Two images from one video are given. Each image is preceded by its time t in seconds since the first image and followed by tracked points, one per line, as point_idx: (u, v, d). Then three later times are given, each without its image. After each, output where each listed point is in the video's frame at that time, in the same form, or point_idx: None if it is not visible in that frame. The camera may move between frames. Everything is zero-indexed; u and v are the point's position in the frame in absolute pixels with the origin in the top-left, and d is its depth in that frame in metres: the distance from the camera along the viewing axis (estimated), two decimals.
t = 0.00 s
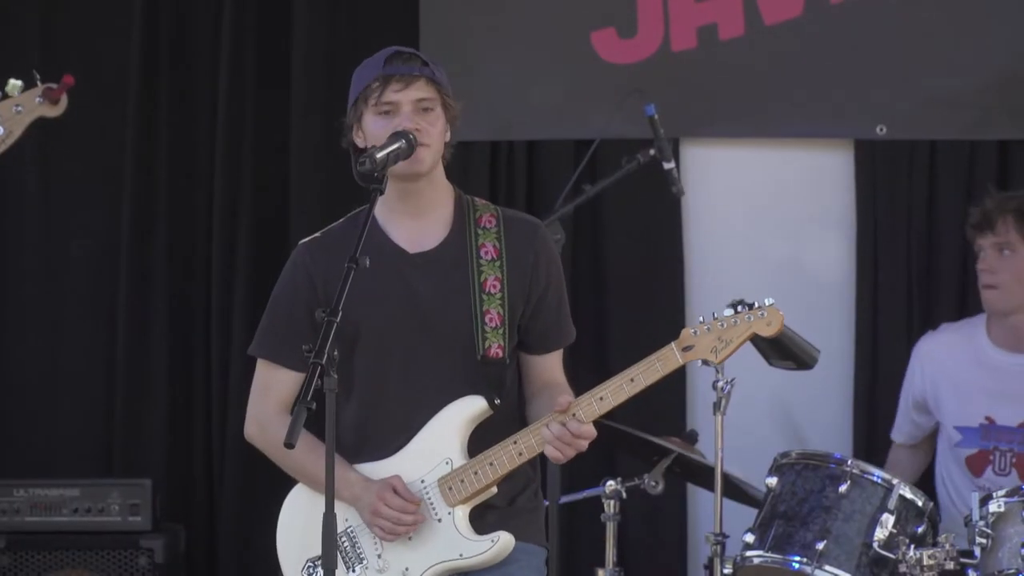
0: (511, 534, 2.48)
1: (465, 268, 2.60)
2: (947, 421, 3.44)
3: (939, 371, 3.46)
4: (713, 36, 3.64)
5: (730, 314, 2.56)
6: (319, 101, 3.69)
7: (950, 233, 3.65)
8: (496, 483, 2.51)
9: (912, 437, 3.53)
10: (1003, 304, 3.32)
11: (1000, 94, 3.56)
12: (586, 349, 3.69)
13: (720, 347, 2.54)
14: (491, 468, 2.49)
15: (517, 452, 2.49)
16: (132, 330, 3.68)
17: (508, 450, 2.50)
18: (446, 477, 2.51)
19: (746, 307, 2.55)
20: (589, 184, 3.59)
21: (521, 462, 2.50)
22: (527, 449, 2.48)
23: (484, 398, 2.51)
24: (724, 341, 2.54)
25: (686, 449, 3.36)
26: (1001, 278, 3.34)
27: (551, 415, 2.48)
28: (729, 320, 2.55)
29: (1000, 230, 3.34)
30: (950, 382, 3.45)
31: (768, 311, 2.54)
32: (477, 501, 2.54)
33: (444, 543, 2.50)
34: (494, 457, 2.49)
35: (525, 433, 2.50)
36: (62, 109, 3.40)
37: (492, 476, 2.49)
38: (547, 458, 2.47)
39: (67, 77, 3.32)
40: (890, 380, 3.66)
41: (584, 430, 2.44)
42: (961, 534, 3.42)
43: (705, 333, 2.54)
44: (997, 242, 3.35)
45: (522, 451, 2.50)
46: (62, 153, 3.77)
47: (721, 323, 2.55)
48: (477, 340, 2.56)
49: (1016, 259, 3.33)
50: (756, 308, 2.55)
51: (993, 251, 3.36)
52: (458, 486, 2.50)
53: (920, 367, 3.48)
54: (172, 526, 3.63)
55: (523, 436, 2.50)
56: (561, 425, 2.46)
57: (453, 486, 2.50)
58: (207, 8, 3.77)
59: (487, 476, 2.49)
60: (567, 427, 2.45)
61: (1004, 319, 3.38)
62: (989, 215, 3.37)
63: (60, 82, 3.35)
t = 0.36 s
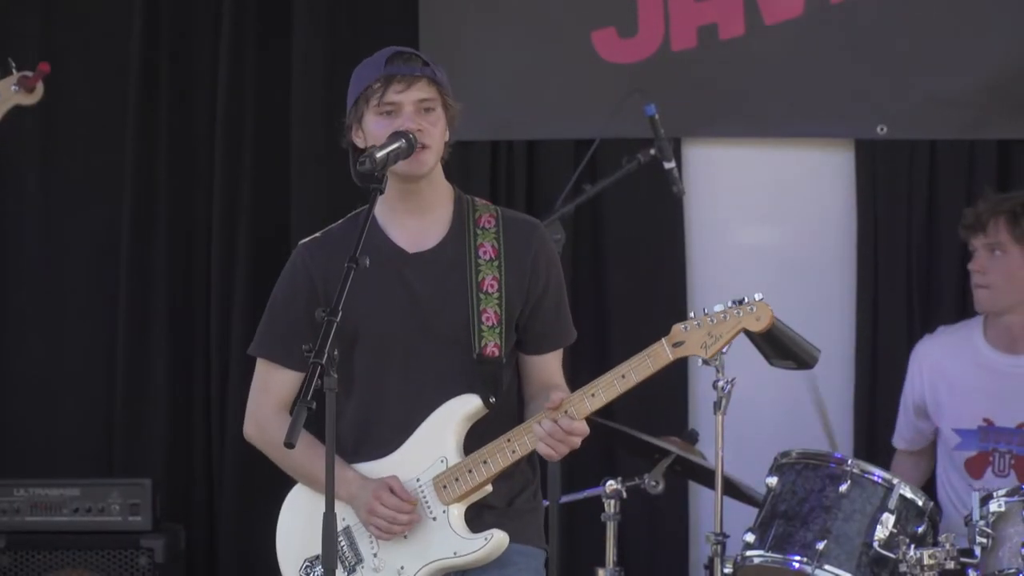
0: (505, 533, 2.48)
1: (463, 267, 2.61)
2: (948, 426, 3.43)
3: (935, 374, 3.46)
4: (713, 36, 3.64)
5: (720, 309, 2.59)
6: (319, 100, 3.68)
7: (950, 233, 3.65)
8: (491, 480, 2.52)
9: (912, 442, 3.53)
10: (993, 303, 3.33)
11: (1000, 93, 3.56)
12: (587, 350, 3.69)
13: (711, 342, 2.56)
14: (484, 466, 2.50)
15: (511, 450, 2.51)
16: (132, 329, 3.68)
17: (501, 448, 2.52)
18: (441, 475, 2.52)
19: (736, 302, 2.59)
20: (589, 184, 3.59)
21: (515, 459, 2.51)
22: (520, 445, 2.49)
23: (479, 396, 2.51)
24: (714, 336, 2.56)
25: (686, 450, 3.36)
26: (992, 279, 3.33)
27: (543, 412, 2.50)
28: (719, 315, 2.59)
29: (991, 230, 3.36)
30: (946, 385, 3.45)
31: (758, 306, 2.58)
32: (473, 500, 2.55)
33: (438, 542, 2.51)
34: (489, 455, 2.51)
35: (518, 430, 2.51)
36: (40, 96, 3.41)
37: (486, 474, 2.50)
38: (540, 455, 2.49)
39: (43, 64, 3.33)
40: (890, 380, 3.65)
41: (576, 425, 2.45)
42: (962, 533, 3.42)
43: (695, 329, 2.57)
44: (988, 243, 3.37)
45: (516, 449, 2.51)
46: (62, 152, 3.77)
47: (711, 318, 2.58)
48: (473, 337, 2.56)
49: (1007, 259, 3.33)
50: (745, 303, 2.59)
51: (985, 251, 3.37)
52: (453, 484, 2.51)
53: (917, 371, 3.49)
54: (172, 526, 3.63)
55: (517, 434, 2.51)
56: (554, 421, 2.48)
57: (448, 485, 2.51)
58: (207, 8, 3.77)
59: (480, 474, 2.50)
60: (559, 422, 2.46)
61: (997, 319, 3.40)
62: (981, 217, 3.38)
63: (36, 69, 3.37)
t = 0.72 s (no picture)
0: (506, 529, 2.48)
1: (461, 264, 2.61)
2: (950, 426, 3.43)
3: (935, 373, 3.46)
4: (713, 35, 3.64)
5: (717, 306, 2.57)
6: (320, 99, 3.68)
7: (950, 233, 3.65)
8: (490, 478, 2.52)
9: (911, 443, 3.52)
10: (994, 303, 3.33)
11: (1000, 93, 3.56)
12: (587, 349, 3.69)
13: (708, 339, 2.54)
14: (484, 463, 2.50)
15: (510, 448, 2.50)
16: (132, 329, 3.68)
17: (501, 445, 2.51)
18: (440, 473, 2.52)
19: (734, 298, 2.57)
20: (589, 184, 3.59)
21: (514, 457, 2.50)
22: (519, 443, 2.48)
23: (478, 394, 2.51)
24: (712, 332, 2.55)
25: (685, 449, 3.39)
26: (993, 279, 3.34)
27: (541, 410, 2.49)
28: (716, 311, 2.56)
29: (990, 232, 3.36)
30: (948, 385, 3.44)
31: (756, 302, 2.55)
32: (473, 498, 2.55)
33: (438, 540, 2.52)
34: (488, 453, 2.51)
35: (517, 428, 2.51)
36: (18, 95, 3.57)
37: (486, 471, 2.50)
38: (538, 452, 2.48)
39: (20, 65, 3.41)
40: (891, 379, 3.65)
41: (575, 423, 2.46)
42: (963, 532, 3.42)
43: (693, 324, 2.56)
44: (988, 245, 3.37)
45: (514, 447, 2.51)
46: (62, 151, 3.77)
47: (708, 315, 2.56)
48: (472, 334, 2.56)
49: (1007, 261, 3.33)
50: (744, 299, 2.57)
51: (985, 253, 3.37)
52: (452, 482, 2.51)
53: (918, 372, 3.48)
54: (173, 526, 3.64)
55: (515, 431, 2.51)
56: (552, 419, 2.47)
57: (448, 483, 2.51)
58: (208, 7, 3.76)
59: (480, 472, 2.50)
60: (557, 420, 2.46)
61: (997, 318, 3.40)
62: (979, 218, 3.38)
63: (14, 68, 3.45)
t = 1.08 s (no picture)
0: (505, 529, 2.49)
1: (462, 264, 2.63)
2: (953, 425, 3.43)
3: (937, 373, 3.46)
4: (716, 35, 3.64)
5: (717, 307, 2.59)
6: (323, 99, 3.69)
7: (953, 232, 3.64)
8: (490, 478, 2.52)
9: (917, 442, 3.52)
10: (993, 301, 3.33)
11: (1003, 92, 3.56)
12: (590, 350, 3.69)
13: (708, 340, 2.56)
14: (484, 463, 2.51)
15: (510, 448, 2.52)
16: (135, 329, 3.68)
17: (501, 445, 2.52)
18: (440, 473, 2.53)
19: (733, 300, 2.58)
20: (592, 183, 3.59)
21: (514, 456, 2.52)
22: (519, 442, 2.50)
23: (478, 394, 2.52)
24: (712, 333, 2.56)
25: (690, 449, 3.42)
26: (993, 277, 3.33)
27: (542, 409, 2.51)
28: (716, 313, 2.58)
29: (989, 230, 3.35)
30: (950, 384, 3.44)
31: (755, 303, 2.57)
32: (473, 498, 2.55)
33: (438, 540, 2.52)
34: (488, 453, 2.52)
35: (518, 428, 2.52)
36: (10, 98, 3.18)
37: (486, 471, 2.51)
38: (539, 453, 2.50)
39: (14, 70, 3.08)
40: (894, 379, 3.65)
41: (575, 423, 2.47)
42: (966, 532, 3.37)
43: (693, 325, 2.57)
44: (988, 242, 3.36)
45: (514, 447, 2.52)
46: (64, 151, 3.76)
47: (709, 316, 2.58)
48: (472, 335, 2.58)
49: (1007, 259, 3.33)
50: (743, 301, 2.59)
51: (984, 251, 3.36)
52: (452, 482, 2.52)
53: (920, 371, 3.48)
54: (176, 526, 3.66)
55: (516, 431, 2.53)
56: (553, 419, 2.49)
57: (447, 483, 2.52)
58: (211, 8, 3.77)
59: (480, 472, 2.51)
60: (557, 420, 2.47)
61: (997, 317, 3.39)
62: (980, 216, 3.37)
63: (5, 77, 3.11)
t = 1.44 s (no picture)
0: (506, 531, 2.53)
1: (464, 267, 2.66)
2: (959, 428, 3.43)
3: (941, 377, 3.45)
4: (721, 34, 3.64)
5: (722, 312, 2.61)
6: (328, 100, 3.69)
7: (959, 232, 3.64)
8: (492, 480, 2.55)
9: (922, 445, 3.52)
10: (999, 304, 3.31)
11: (1008, 92, 3.55)
12: (596, 349, 3.68)
13: (712, 346, 2.58)
14: (487, 466, 2.54)
15: (512, 450, 2.54)
16: (140, 329, 3.68)
17: (504, 448, 2.55)
18: (442, 475, 2.56)
19: (738, 305, 2.60)
20: (596, 184, 3.59)
21: (517, 459, 2.54)
22: (522, 445, 2.52)
23: (480, 395, 2.56)
24: (716, 338, 2.58)
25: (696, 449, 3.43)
26: (998, 279, 3.32)
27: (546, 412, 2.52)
28: (721, 318, 2.60)
29: (995, 233, 3.33)
30: (954, 389, 3.43)
31: (760, 309, 2.59)
32: (475, 499, 2.59)
33: (440, 542, 2.56)
34: (491, 456, 2.54)
35: (520, 430, 2.54)
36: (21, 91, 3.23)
37: (489, 474, 2.54)
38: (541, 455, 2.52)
39: (20, 61, 3.22)
40: (900, 379, 3.64)
41: (578, 427, 2.48)
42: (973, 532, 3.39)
43: (697, 330, 2.59)
44: (992, 246, 3.34)
45: (517, 449, 2.54)
46: (69, 152, 3.77)
47: (713, 321, 2.60)
48: (475, 337, 2.61)
49: (1011, 261, 3.31)
50: (747, 306, 2.61)
51: (989, 253, 3.35)
52: (454, 484, 2.55)
53: (923, 376, 3.47)
54: (181, 526, 3.67)
55: (518, 434, 2.55)
56: (556, 423, 2.51)
57: (449, 485, 2.55)
58: (216, 8, 3.77)
59: (482, 475, 2.54)
60: (561, 424, 2.49)
61: (1002, 319, 3.38)
62: (984, 219, 3.35)
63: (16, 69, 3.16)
